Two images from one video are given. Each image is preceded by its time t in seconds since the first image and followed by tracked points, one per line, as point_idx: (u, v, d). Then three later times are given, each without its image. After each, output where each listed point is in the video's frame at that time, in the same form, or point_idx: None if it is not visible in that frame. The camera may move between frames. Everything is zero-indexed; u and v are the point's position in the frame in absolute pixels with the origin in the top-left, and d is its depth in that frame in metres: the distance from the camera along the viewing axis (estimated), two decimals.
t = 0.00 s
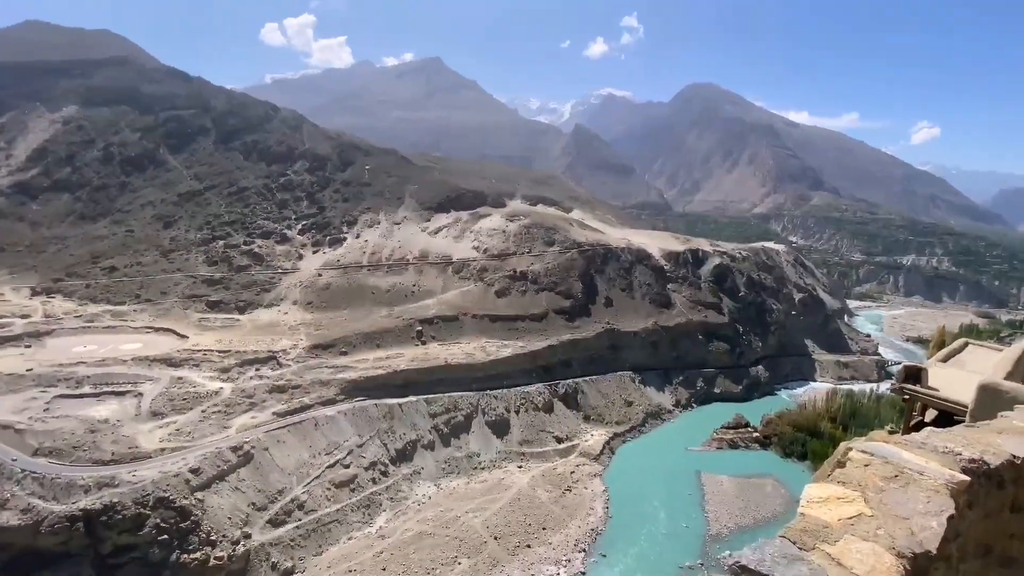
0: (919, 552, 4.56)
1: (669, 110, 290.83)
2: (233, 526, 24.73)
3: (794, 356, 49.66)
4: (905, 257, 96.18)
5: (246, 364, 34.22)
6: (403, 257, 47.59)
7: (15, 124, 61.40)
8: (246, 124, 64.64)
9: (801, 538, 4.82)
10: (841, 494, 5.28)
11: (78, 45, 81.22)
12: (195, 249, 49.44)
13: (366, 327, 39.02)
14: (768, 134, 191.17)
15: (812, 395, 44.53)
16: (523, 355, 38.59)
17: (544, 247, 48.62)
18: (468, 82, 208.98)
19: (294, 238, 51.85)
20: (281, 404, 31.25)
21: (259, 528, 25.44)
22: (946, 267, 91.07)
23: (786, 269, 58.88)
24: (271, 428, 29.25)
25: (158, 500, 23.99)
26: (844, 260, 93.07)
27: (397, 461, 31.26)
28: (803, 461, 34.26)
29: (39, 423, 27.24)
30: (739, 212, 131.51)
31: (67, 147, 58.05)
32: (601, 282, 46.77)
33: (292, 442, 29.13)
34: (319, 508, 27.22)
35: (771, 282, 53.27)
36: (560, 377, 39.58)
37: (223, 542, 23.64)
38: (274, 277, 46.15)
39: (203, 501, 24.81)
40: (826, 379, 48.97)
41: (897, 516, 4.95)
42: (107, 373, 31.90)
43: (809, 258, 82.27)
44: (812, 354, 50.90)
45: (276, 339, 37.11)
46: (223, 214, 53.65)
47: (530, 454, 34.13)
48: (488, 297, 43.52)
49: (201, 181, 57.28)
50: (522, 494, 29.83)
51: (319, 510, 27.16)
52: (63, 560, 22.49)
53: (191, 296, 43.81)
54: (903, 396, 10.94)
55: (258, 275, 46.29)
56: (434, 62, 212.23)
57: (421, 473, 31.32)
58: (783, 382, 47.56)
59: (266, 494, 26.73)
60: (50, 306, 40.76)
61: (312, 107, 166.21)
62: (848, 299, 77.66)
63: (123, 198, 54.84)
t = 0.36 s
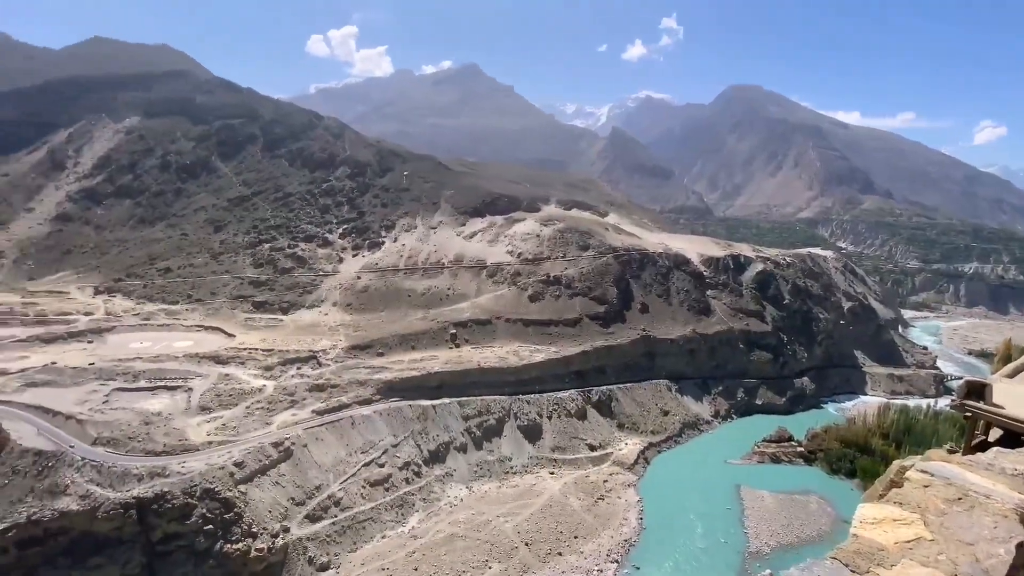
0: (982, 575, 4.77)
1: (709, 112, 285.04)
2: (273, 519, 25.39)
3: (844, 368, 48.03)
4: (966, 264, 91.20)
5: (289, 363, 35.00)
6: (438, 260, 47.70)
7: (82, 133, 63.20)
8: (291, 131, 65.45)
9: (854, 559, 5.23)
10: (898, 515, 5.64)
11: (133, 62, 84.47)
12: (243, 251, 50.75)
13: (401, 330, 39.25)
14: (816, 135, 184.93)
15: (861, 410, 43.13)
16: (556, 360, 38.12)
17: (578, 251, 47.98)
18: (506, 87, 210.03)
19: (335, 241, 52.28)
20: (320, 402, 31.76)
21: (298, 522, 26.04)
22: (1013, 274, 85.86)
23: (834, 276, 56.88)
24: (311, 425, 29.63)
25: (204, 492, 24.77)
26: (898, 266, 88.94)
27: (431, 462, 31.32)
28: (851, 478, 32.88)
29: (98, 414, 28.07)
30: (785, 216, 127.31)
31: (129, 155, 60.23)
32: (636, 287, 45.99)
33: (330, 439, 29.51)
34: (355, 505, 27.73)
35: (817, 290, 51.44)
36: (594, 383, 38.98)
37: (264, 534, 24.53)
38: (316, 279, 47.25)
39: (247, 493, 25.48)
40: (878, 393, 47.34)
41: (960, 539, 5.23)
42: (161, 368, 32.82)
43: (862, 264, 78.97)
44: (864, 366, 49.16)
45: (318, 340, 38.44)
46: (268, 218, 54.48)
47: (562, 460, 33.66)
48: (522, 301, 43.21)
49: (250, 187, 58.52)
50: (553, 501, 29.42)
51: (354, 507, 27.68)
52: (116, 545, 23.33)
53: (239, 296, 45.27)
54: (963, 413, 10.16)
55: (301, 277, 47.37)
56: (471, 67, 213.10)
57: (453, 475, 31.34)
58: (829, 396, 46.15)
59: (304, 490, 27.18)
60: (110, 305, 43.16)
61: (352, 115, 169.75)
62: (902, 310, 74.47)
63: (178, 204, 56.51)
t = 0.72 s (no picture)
0: None
1: (768, 113, 275.74)
2: (324, 512, 26.21)
3: (918, 386, 45.35)
4: None
5: (341, 362, 36.04)
6: (484, 265, 47.55)
7: (161, 143, 65.32)
8: (346, 138, 66.67)
9: None
10: None
11: (207, 71, 88.30)
12: (300, 255, 52.17)
13: (445, 333, 39.38)
14: (884, 136, 175.56)
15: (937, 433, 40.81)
16: (600, 368, 37.32)
17: (626, 257, 46.96)
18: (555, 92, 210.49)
19: (384, 246, 53.19)
20: (369, 401, 32.36)
21: (346, 517, 26.60)
22: None
23: (906, 285, 53.73)
24: (358, 423, 30.17)
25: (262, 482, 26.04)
26: (980, 273, 82.76)
27: (474, 465, 31.03)
28: (924, 505, 30.85)
29: (170, 404, 30.33)
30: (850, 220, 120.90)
31: (202, 165, 62.47)
32: (687, 295, 44.69)
33: (377, 438, 29.91)
34: (400, 503, 28.01)
35: (887, 300, 48.62)
36: (642, 393, 37.93)
37: (314, 526, 25.41)
38: (368, 282, 48.13)
39: (299, 486, 26.42)
40: (958, 415, 44.41)
41: None
42: (226, 363, 34.82)
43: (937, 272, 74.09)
44: (941, 385, 46.29)
45: (368, 341, 39.16)
46: (325, 223, 55.93)
47: (606, 471, 32.82)
48: (566, 307, 42.70)
49: (309, 195, 59.98)
50: (596, 512, 28.76)
51: (399, 505, 27.94)
52: (183, 527, 25.15)
53: (296, 297, 46.95)
54: None
55: (354, 280, 48.34)
56: (521, 75, 214.28)
57: (496, 479, 31.09)
58: (899, 415, 43.74)
59: (351, 486, 27.66)
60: (182, 304, 45.69)
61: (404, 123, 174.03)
62: (983, 322, 69.40)
63: (244, 210, 59.13)
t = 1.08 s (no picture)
0: None
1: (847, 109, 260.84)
2: (383, 507, 27.43)
3: None
4: None
5: (402, 363, 37.25)
6: (540, 271, 46.89)
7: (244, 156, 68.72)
8: (409, 147, 67.87)
9: None
10: None
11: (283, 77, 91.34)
12: (366, 259, 53.35)
13: (499, 337, 39.18)
14: (982, 129, 161.44)
15: None
16: (657, 380, 35.97)
17: (689, 264, 45.31)
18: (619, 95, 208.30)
19: (444, 251, 53.18)
20: (428, 401, 33.24)
21: (403, 513, 27.62)
22: None
23: (1012, 294, 49.21)
24: (416, 424, 31.13)
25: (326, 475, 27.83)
26: None
27: (528, 471, 30.82)
28: None
29: (247, 398, 32.93)
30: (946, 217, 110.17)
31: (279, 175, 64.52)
32: (756, 304, 42.48)
33: (435, 438, 30.77)
34: (456, 504, 28.63)
35: (992, 314, 44.76)
36: (705, 408, 36.29)
37: (374, 520, 26.65)
38: (428, 286, 48.37)
39: (361, 481, 27.89)
40: None
41: None
42: (298, 360, 37.18)
43: None
44: None
45: (430, 344, 39.86)
46: (390, 230, 56.50)
47: (666, 486, 31.51)
48: (623, 316, 41.26)
49: (375, 202, 60.84)
50: (654, 528, 27.82)
51: (455, 506, 28.58)
52: (257, 513, 27.61)
53: (362, 300, 47.64)
54: None
55: (415, 284, 48.59)
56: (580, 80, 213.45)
57: (549, 488, 30.55)
58: (1006, 443, 40.60)
59: (409, 483, 28.73)
60: (259, 304, 47.70)
61: (468, 129, 176.88)
62: None
63: (316, 217, 60.57)
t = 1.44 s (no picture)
0: None
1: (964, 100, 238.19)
2: (456, 506, 27.27)
3: None
4: None
5: (476, 366, 37.48)
6: (614, 278, 45.57)
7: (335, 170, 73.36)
8: (487, 157, 68.54)
9: None
10: None
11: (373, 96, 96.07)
12: (443, 264, 53.90)
13: (572, 345, 38.15)
14: None
15: None
16: (744, 397, 33.70)
17: (781, 272, 42.57)
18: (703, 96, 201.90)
19: (517, 257, 52.61)
20: (500, 406, 32.95)
21: (475, 515, 27.32)
22: None
23: None
24: (487, 427, 30.76)
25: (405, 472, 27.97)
26: None
27: (600, 484, 29.53)
28: None
29: (336, 393, 34.58)
30: None
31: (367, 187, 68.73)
32: (860, 317, 39.21)
33: (507, 442, 30.30)
34: (525, 511, 27.82)
35: None
36: (797, 429, 33.55)
37: (447, 519, 26.42)
38: (501, 291, 47.96)
39: (435, 480, 27.89)
40: None
41: None
42: (380, 360, 38.78)
43: None
44: None
45: (502, 349, 39.62)
46: (466, 237, 56.89)
47: (751, 511, 29.34)
48: (706, 326, 39.29)
49: (454, 211, 61.97)
50: (737, 554, 25.98)
51: (525, 512, 27.78)
52: (343, 502, 28.10)
53: (440, 304, 48.12)
54: None
55: (489, 289, 48.40)
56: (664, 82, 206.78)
57: (623, 502, 29.11)
58: None
59: (481, 486, 28.38)
60: (347, 306, 49.88)
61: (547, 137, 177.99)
62: None
63: (399, 225, 62.66)
